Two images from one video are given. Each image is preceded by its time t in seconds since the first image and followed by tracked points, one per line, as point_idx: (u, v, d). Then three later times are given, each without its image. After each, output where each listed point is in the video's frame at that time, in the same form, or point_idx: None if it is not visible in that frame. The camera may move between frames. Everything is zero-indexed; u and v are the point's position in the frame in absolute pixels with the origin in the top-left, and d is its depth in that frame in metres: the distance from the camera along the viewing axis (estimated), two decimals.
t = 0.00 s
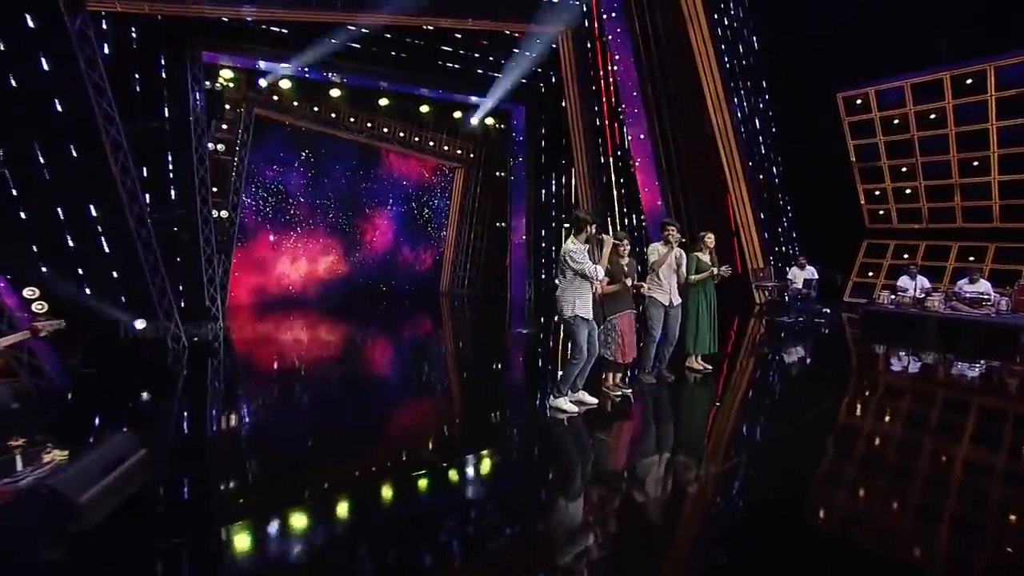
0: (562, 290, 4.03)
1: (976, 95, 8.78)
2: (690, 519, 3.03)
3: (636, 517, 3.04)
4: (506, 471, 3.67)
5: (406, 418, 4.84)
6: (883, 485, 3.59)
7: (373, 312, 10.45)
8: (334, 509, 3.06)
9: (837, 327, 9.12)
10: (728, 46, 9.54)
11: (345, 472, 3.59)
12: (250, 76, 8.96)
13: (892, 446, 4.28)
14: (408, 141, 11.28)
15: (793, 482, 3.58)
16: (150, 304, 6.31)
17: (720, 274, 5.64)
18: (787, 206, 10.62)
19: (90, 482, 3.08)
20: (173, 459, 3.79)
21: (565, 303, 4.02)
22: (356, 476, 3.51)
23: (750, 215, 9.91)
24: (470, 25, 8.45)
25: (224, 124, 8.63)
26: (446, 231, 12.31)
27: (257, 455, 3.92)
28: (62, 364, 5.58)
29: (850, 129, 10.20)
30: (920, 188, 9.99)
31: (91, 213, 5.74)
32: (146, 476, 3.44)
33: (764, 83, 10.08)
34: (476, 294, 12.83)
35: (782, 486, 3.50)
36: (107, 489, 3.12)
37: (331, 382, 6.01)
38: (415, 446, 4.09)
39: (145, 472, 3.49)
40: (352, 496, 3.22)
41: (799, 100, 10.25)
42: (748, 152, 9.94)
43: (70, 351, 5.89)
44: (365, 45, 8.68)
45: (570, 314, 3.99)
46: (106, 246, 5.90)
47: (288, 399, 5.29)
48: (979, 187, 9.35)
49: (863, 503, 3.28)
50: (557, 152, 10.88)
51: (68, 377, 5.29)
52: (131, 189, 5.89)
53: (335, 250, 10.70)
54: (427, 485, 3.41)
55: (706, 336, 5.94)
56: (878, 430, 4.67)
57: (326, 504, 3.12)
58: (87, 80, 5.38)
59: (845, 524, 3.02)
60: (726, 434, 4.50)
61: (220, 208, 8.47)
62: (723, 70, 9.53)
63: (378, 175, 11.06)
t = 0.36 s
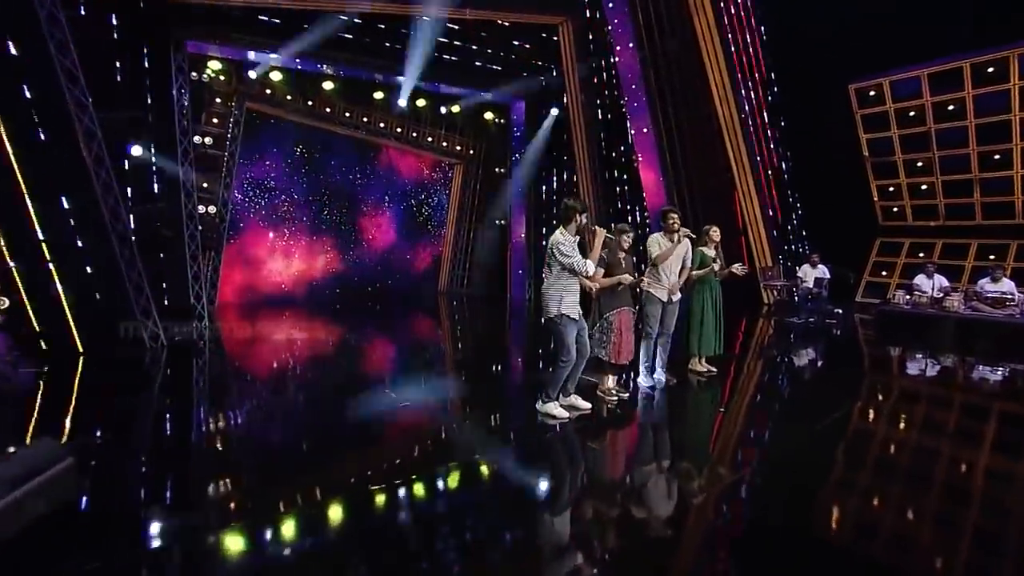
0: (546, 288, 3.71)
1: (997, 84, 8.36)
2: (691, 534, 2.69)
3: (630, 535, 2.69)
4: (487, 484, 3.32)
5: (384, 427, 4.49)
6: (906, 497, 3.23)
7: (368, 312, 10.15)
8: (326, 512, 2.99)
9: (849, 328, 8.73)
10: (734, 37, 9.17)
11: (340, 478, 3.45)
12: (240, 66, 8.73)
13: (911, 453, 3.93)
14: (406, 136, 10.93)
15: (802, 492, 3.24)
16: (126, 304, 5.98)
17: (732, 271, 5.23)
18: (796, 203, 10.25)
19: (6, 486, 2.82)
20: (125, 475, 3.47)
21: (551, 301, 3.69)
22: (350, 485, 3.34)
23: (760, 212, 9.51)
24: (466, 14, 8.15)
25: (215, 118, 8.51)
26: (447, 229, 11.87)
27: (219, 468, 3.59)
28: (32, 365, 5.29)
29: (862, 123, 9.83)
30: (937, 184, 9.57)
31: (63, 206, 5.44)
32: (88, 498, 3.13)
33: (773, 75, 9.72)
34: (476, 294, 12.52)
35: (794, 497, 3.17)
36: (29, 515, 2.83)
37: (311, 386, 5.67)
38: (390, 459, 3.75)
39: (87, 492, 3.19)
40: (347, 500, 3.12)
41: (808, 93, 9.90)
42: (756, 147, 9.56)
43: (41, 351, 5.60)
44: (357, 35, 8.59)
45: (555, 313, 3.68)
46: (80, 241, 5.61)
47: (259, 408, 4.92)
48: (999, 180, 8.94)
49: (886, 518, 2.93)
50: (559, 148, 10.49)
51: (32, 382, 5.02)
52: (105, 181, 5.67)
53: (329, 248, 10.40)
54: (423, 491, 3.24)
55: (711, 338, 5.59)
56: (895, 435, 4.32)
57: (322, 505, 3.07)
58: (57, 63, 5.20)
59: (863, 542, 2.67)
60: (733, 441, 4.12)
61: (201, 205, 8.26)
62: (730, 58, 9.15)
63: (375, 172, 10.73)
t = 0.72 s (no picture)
0: (535, 289, 3.37)
1: None
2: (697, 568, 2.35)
3: (635, 572, 2.35)
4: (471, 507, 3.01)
5: (365, 440, 4.16)
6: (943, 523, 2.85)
7: (369, 315, 9.90)
8: (320, 524, 2.88)
9: (869, 334, 8.28)
10: (746, 30, 8.85)
11: (328, 486, 3.35)
12: (235, 67, 8.49)
13: (941, 468, 3.55)
14: (409, 136, 10.79)
15: (823, 516, 2.87)
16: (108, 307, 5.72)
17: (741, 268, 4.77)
18: (812, 203, 9.81)
19: None
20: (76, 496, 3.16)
21: (541, 304, 3.34)
22: (351, 496, 3.21)
23: (774, 212, 9.13)
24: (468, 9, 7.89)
25: (212, 118, 8.42)
26: (450, 232, 11.74)
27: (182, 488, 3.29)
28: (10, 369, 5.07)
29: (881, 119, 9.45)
30: (962, 184, 9.17)
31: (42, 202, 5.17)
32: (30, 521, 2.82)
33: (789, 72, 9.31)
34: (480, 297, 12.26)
35: (813, 519, 2.82)
36: None
37: (294, 394, 5.37)
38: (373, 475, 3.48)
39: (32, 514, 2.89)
40: (341, 511, 3.01)
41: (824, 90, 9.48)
42: (769, 143, 9.20)
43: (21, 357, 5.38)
44: (355, 31, 8.26)
45: (547, 317, 3.32)
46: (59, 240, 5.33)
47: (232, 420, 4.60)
48: None
49: (922, 546, 2.58)
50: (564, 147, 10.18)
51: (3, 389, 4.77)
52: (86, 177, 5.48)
53: (330, 250, 10.17)
54: (426, 503, 3.10)
55: (720, 343, 5.03)
56: (920, 447, 3.94)
57: (317, 516, 2.96)
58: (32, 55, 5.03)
59: None
60: (744, 454, 3.75)
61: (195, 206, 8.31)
62: (742, 52, 8.85)
63: (379, 172, 10.54)
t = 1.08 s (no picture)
0: (521, 291, 3.08)
1: None
2: None
3: None
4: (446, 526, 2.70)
5: (342, 450, 3.87)
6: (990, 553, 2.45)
7: (372, 323, 9.64)
8: (318, 537, 2.61)
9: (896, 343, 7.80)
10: (761, 25, 8.54)
11: (300, 498, 3.08)
12: (235, 65, 8.42)
13: (977, 489, 3.15)
14: (415, 140, 10.46)
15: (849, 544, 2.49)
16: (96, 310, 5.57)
17: (761, 276, 4.44)
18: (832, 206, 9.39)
19: None
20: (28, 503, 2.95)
21: (528, 308, 3.04)
22: (353, 505, 2.96)
23: (792, 215, 8.69)
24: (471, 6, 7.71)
25: (215, 121, 8.42)
26: (458, 238, 11.27)
27: (139, 499, 3.05)
28: None
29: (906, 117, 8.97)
30: (995, 185, 8.67)
31: (27, 202, 5.04)
32: None
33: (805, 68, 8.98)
34: (487, 306, 11.91)
35: (835, 549, 2.45)
36: None
37: (279, 401, 5.12)
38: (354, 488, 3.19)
39: None
40: (342, 521, 2.76)
41: (845, 87, 9.07)
42: (786, 144, 8.81)
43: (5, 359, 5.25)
44: (357, 31, 8.09)
45: (535, 323, 3.02)
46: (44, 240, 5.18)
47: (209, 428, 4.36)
48: None
49: None
50: (573, 149, 9.92)
51: None
52: (73, 176, 5.34)
53: (334, 256, 9.95)
54: (431, 514, 2.83)
55: (731, 353, 4.64)
56: (953, 466, 3.52)
57: (314, 528, 2.70)
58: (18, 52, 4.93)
59: None
60: (756, 473, 3.37)
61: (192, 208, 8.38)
62: (757, 49, 8.46)
63: (385, 177, 10.28)
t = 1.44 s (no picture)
0: (496, 287, 2.89)
1: None
2: None
3: None
4: (423, 549, 2.47)
5: (316, 465, 3.61)
6: None
7: (376, 329, 9.43)
8: (321, 553, 2.48)
9: (924, 352, 7.31)
10: (775, 20, 8.21)
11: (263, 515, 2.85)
12: (237, 69, 8.29)
13: (1018, 516, 2.76)
14: (422, 144, 10.23)
15: None
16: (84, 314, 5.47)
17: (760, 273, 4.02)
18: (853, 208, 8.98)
19: None
20: None
21: (505, 305, 2.83)
22: (358, 516, 2.83)
23: (811, 217, 8.26)
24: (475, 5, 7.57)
25: (218, 125, 8.30)
26: (465, 243, 11.06)
27: (84, 516, 2.81)
28: None
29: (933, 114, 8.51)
30: None
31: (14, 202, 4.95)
32: None
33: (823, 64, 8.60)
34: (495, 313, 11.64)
35: None
36: None
37: (265, 409, 4.88)
38: (326, 505, 2.96)
39: None
40: (346, 533, 2.64)
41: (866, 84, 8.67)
42: (803, 143, 8.40)
43: None
44: (359, 32, 8.03)
45: (511, 322, 2.81)
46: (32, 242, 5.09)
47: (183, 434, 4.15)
48: None
49: None
50: (582, 151, 9.68)
51: None
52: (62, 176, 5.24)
53: (339, 261, 9.81)
54: (433, 529, 2.66)
55: (742, 362, 4.27)
56: (991, 487, 3.13)
57: (316, 543, 2.56)
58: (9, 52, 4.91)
59: None
60: (765, 494, 3.02)
61: (189, 210, 8.19)
62: (771, 44, 8.14)
63: (391, 181, 10.13)
